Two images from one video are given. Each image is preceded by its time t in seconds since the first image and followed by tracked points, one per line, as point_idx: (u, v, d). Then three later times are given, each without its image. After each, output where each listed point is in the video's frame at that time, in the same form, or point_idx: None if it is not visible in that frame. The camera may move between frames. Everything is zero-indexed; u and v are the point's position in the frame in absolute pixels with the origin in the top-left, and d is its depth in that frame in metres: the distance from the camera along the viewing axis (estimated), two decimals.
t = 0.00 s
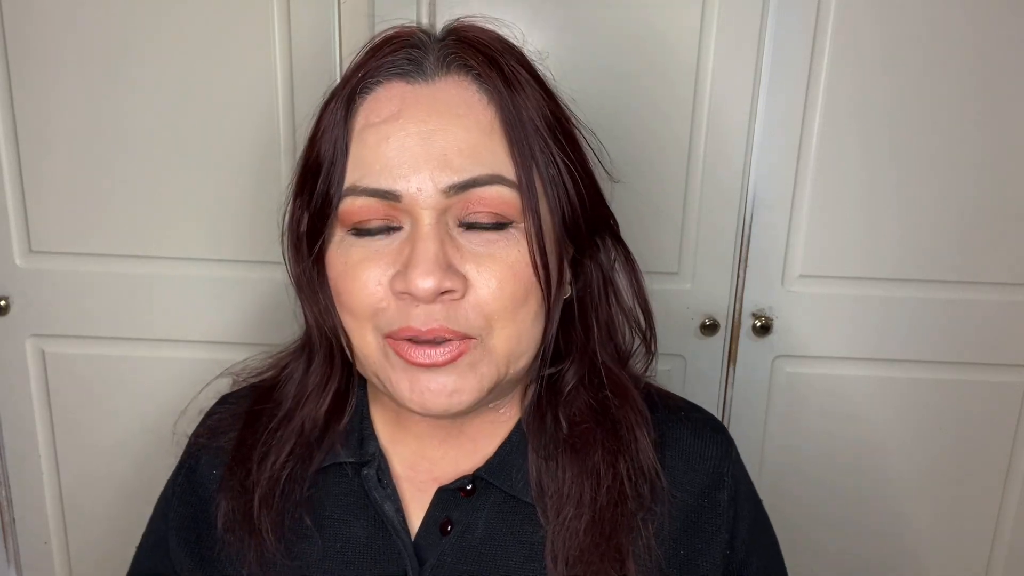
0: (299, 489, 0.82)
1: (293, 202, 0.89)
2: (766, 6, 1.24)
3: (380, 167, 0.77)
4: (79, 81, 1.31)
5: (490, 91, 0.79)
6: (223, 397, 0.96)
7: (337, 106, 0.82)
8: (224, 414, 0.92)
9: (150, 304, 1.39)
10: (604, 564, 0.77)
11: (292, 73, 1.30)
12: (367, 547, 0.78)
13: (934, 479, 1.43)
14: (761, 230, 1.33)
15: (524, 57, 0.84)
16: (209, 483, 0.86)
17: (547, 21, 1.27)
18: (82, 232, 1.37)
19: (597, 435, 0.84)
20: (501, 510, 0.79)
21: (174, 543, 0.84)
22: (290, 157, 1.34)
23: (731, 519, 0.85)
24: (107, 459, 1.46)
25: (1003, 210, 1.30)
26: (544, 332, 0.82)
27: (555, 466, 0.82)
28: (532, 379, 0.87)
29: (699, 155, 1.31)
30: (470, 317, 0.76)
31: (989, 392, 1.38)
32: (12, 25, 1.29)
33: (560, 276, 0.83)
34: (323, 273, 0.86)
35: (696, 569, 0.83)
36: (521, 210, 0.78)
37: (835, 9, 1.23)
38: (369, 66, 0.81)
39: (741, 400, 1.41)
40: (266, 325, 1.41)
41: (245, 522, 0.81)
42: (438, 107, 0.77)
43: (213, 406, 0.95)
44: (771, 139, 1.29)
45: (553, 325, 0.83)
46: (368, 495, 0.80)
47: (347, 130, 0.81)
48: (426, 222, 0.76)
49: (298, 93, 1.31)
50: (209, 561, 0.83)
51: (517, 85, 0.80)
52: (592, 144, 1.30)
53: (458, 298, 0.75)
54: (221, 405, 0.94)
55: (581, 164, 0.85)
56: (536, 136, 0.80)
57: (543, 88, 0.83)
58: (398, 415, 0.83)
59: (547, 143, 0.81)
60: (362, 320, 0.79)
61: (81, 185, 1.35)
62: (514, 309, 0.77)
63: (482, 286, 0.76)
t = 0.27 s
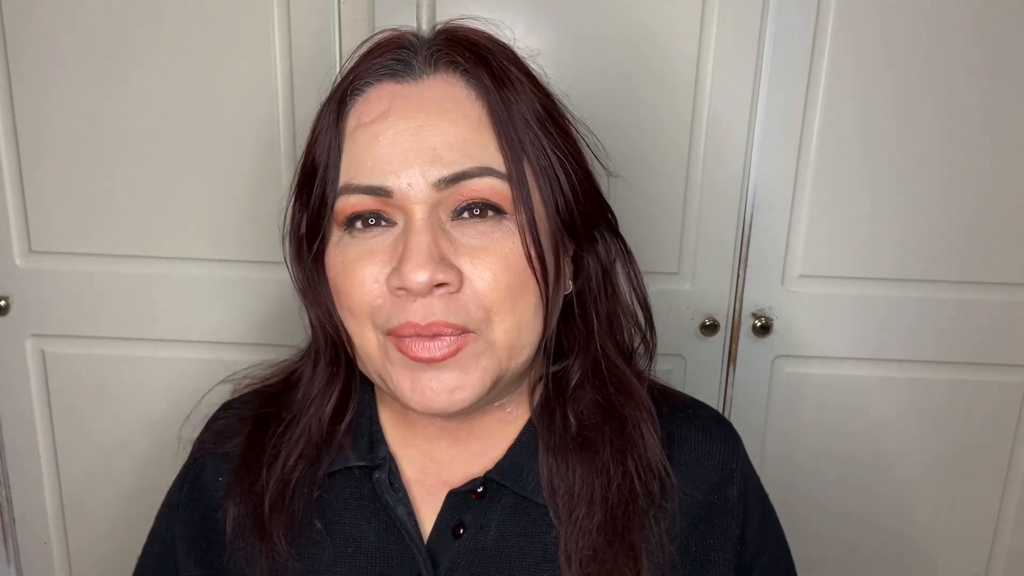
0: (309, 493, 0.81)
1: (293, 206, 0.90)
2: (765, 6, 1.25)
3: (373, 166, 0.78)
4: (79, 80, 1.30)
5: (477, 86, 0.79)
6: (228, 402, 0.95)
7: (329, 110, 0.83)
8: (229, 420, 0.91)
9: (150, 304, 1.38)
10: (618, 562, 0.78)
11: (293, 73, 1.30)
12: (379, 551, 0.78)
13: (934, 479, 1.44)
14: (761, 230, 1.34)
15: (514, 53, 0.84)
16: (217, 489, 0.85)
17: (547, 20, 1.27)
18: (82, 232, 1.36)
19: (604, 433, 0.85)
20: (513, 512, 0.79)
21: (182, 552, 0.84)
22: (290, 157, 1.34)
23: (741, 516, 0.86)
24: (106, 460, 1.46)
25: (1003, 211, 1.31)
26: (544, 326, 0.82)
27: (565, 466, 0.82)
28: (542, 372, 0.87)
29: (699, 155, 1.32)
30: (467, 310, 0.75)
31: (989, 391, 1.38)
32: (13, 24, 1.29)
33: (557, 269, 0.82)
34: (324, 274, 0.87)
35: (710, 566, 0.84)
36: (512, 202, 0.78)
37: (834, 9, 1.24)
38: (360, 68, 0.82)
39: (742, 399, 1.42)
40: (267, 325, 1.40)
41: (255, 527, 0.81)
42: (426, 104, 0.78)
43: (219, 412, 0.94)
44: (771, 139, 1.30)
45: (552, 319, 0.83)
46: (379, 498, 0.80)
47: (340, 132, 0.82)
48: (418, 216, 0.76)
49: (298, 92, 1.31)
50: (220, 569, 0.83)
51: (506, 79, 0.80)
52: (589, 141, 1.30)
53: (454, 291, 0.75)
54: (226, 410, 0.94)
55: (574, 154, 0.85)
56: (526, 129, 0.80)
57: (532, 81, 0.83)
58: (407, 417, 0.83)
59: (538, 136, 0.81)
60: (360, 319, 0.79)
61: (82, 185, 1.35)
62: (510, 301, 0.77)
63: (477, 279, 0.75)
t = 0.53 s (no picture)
0: (324, 487, 0.81)
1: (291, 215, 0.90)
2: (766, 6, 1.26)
3: (365, 169, 0.78)
4: (80, 79, 1.30)
5: (461, 83, 0.79)
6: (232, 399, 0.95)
7: (320, 120, 0.84)
8: (235, 417, 0.91)
9: (150, 304, 1.38)
10: (637, 547, 0.78)
11: (294, 72, 1.30)
12: (394, 544, 0.78)
13: (933, 478, 1.44)
14: (762, 230, 1.35)
15: (497, 49, 0.84)
16: (226, 485, 0.85)
17: (547, 21, 1.27)
18: (82, 231, 1.36)
19: (613, 419, 0.86)
20: (527, 503, 0.79)
21: (190, 550, 0.83)
22: (291, 156, 1.34)
23: (751, 502, 0.87)
24: (106, 460, 1.45)
25: (1002, 211, 1.32)
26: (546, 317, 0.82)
27: (577, 453, 0.83)
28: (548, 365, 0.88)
29: (699, 155, 1.32)
30: (468, 304, 0.76)
31: (988, 390, 1.39)
32: (13, 22, 1.29)
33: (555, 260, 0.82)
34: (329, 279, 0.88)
35: (725, 549, 0.84)
36: (505, 195, 0.78)
37: (834, 9, 1.25)
38: (345, 76, 0.82)
39: (742, 399, 1.42)
40: (267, 326, 1.40)
41: (266, 523, 0.81)
42: (413, 105, 0.78)
43: (224, 407, 0.94)
44: (771, 140, 1.31)
45: (554, 310, 0.83)
46: (392, 491, 0.80)
47: (332, 139, 0.83)
48: (413, 216, 0.77)
49: (300, 92, 1.31)
50: (229, 568, 0.83)
51: (489, 75, 0.80)
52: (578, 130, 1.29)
53: (455, 286, 0.75)
54: (230, 407, 0.94)
55: (564, 145, 0.84)
56: (513, 121, 0.80)
57: (517, 74, 0.83)
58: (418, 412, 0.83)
59: (526, 128, 0.81)
60: (363, 322, 0.79)
61: (82, 184, 1.34)
62: (512, 292, 0.77)
63: (477, 273, 0.76)
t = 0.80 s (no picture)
0: (334, 488, 0.82)
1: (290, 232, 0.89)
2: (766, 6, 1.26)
3: (371, 179, 0.77)
4: (80, 78, 1.30)
5: (459, 86, 0.80)
6: (235, 404, 0.95)
7: (316, 134, 0.83)
8: (240, 423, 0.91)
9: (150, 304, 1.38)
10: (644, 527, 0.79)
11: (294, 71, 1.30)
12: (406, 543, 0.78)
13: (933, 477, 1.45)
14: (762, 230, 1.35)
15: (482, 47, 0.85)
16: (234, 489, 0.85)
17: (547, 22, 1.27)
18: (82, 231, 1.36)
19: (615, 403, 0.87)
20: (535, 500, 0.80)
21: (198, 557, 0.83)
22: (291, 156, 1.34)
23: (752, 495, 0.87)
24: (106, 460, 1.45)
25: (1001, 211, 1.32)
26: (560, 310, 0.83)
27: (581, 438, 0.84)
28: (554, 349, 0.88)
29: (699, 155, 1.33)
30: (488, 302, 0.76)
31: (988, 390, 1.40)
32: (13, 22, 1.28)
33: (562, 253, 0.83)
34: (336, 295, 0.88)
35: (727, 542, 0.84)
36: (512, 192, 0.79)
37: (834, 10, 1.25)
38: (338, 87, 0.81)
39: (743, 399, 1.42)
40: (268, 326, 1.40)
41: (275, 526, 0.80)
42: (414, 111, 0.77)
43: (227, 415, 0.94)
44: (771, 140, 1.31)
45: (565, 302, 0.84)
46: (402, 491, 0.81)
47: (332, 152, 0.82)
48: (425, 222, 0.76)
49: (300, 91, 1.31)
50: (239, 570, 0.82)
51: (481, 74, 0.81)
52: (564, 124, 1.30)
53: (473, 287, 0.75)
54: (235, 413, 0.93)
55: (559, 140, 0.85)
56: (511, 120, 0.81)
57: (505, 72, 0.83)
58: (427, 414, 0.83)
59: (523, 125, 0.82)
60: (381, 331, 0.79)
61: (82, 184, 1.34)
62: (528, 286, 0.77)
63: (493, 271, 0.76)
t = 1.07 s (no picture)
0: (336, 488, 0.82)
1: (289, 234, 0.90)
2: (766, 7, 1.26)
3: (369, 183, 0.77)
4: (79, 78, 1.30)
5: (457, 91, 0.80)
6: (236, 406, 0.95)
7: (316, 137, 0.83)
8: (241, 424, 0.91)
9: (150, 304, 1.38)
10: (644, 526, 0.80)
11: (294, 72, 1.30)
12: (409, 541, 0.78)
13: (933, 477, 1.45)
14: (762, 230, 1.35)
15: (480, 52, 0.85)
16: (236, 490, 0.85)
17: (547, 22, 1.28)
18: (82, 232, 1.36)
19: (614, 404, 0.88)
20: (536, 497, 0.80)
21: (200, 558, 0.82)
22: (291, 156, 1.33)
23: (749, 492, 0.87)
24: (106, 460, 1.44)
25: (1001, 211, 1.33)
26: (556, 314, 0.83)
27: (582, 438, 0.84)
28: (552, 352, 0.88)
29: (699, 155, 1.33)
30: (484, 307, 0.76)
31: (988, 390, 1.40)
32: (13, 22, 1.28)
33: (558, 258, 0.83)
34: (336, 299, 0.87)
35: (725, 539, 0.84)
36: (509, 197, 0.79)
37: (834, 10, 1.25)
38: (337, 91, 0.82)
39: (743, 399, 1.42)
40: (268, 326, 1.40)
41: (278, 526, 0.80)
42: (413, 116, 0.77)
43: (228, 416, 0.94)
44: (771, 140, 1.31)
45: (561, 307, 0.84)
46: (404, 490, 0.81)
47: (331, 155, 0.82)
48: (422, 226, 0.76)
49: (300, 91, 1.31)
50: (242, 570, 0.82)
51: (479, 79, 0.81)
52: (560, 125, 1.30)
53: (470, 292, 0.75)
54: (236, 414, 0.93)
55: (556, 145, 0.85)
56: (508, 125, 0.81)
57: (503, 77, 0.83)
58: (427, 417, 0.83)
59: (521, 131, 0.82)
60: (379, 334, 0.79)
61: (81, 184, 1.34)
62: (524, 291, 0.77)
63: (489, 276, 0.76)
